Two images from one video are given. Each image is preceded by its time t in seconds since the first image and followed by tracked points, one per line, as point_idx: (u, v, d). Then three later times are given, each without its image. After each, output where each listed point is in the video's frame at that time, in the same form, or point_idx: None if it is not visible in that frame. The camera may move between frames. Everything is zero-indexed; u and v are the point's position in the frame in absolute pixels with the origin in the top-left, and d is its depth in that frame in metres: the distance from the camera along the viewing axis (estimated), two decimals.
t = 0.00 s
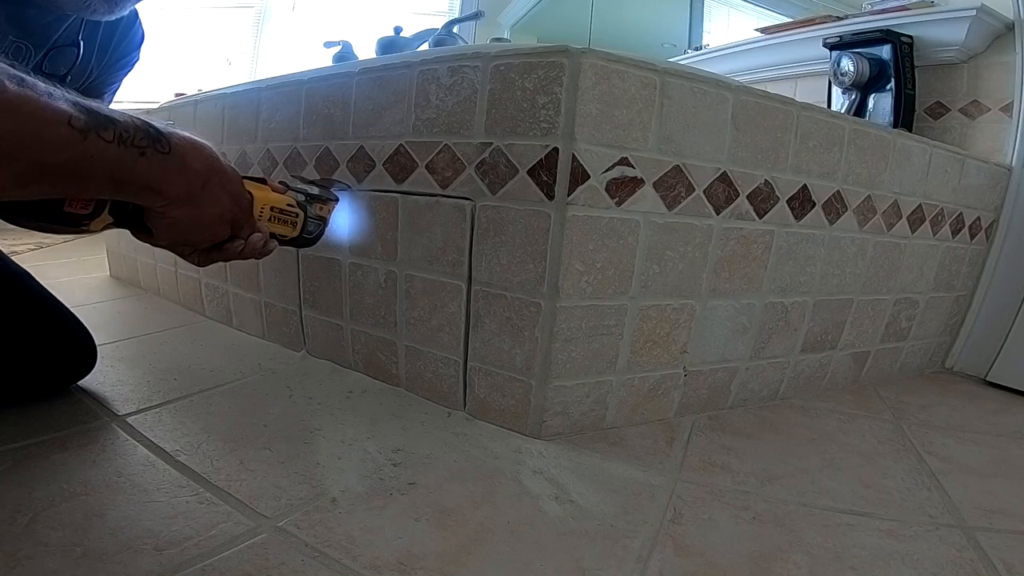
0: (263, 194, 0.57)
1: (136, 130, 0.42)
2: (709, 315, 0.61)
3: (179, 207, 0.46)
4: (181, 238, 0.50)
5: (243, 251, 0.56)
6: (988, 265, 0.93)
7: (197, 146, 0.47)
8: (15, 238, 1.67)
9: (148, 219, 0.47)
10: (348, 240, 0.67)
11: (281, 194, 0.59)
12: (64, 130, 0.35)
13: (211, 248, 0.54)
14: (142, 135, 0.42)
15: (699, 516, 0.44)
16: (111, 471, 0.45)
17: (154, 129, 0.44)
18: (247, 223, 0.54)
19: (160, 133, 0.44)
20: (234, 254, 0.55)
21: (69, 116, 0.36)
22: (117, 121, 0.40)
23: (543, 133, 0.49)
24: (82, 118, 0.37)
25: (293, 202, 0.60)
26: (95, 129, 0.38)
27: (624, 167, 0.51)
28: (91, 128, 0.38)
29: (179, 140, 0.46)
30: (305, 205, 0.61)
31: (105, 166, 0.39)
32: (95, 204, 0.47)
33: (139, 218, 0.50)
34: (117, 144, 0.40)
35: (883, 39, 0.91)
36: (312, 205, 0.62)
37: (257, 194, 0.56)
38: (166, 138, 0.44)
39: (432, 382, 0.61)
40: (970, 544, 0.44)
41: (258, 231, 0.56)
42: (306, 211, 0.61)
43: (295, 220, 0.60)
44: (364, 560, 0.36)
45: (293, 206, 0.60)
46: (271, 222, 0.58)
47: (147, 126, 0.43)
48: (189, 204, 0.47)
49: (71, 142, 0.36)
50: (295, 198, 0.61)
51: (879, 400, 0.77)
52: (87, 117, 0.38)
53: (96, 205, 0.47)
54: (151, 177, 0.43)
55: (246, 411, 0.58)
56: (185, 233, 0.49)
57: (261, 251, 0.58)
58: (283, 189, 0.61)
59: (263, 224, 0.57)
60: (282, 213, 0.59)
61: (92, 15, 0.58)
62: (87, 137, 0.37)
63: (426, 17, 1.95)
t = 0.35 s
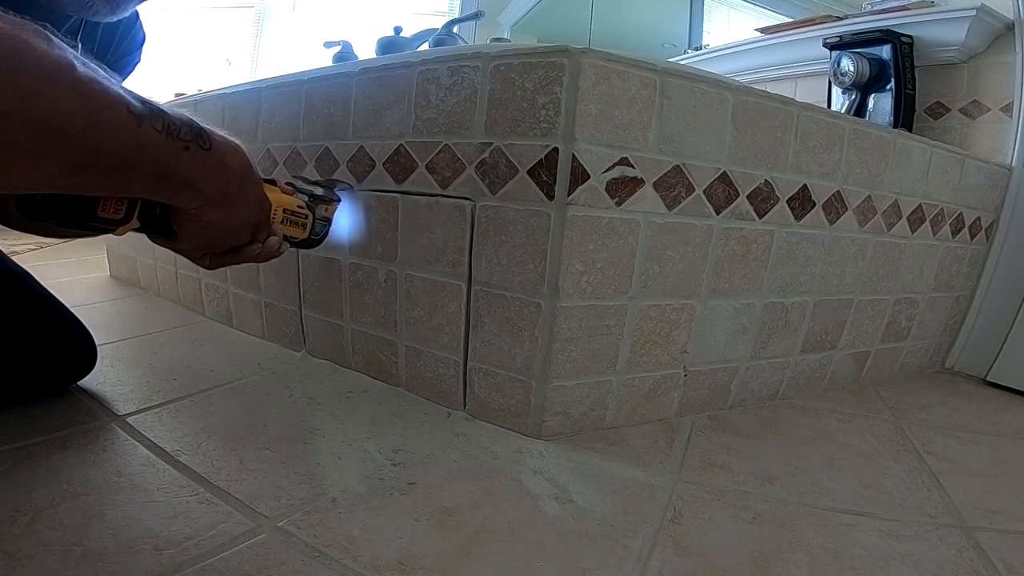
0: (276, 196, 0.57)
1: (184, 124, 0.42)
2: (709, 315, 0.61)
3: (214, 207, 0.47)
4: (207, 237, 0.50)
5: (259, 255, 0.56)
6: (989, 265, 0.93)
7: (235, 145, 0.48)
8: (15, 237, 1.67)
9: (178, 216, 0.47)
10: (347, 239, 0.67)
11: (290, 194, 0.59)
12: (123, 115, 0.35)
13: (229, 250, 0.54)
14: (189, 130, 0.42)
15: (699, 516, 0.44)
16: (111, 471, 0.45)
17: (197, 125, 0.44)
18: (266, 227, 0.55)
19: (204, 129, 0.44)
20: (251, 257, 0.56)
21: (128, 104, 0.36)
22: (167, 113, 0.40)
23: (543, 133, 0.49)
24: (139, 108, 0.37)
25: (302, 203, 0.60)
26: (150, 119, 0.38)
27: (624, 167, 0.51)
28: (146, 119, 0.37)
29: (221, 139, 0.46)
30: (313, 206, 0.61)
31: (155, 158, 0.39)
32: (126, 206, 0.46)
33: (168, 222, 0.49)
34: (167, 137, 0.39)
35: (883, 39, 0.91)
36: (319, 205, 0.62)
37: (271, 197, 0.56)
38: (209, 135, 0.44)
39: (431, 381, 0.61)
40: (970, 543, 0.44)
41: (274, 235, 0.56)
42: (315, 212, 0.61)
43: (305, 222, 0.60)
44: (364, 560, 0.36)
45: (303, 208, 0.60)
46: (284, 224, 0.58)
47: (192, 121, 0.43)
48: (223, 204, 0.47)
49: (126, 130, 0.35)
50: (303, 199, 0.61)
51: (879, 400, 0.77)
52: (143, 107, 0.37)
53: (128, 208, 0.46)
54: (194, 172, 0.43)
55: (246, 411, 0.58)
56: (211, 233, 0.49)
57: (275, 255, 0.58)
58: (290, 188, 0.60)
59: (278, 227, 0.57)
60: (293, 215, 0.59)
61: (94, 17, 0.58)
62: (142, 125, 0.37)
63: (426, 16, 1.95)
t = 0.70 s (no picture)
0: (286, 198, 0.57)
1: (223, 122, 0.42)
2: (710, 315, 0.61)
3: (241, 208, 0.47)
4: (228, 237, 0.50)
5: (272, 257, 0.57)
6: (989, 265, 0.93)
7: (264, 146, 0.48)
8: (14, 237, 1.67)
9: (203, 216, 0.47)
10: (347, 240, 0.67)
11: (298, 196, 0.59)
12: (173, 108, 0.35)
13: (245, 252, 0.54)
14: (227, 128, 0.42)
15: (699, 516, 0.44)
16: (111, 471, 0.45)
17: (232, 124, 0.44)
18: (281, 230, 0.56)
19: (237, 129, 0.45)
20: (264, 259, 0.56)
21: (178, 98, 0.36)
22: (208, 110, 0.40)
23: (543, 133, 0.49)
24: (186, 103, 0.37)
25: (310, 204, 0.60)
26: (196, 114, 0.38)
27: (624, 167, 0.51)
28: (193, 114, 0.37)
29: (252, 139, 0.46)
30: (319, 207, 0.61)
31: (198, 154, 0.39)
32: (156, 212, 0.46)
33: (193, 227, 0.49)
34: (209, 133, 0.39)
35: (883, 39, 0.91)
36: (325, 206, 0.63)
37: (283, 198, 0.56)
38: (243, 134, 0.45)
39: (431, 381, 0.61)
40: (970, 544, 0.44)
41: (288, 235, 0.57)
42: (321, 214, 0.62)
43: (313, 224, 0.60)
44: (364, 560, 0.36)
45: (312, 209, 0.60)
46: (293, 225, 0.58)
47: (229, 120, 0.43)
48: (249, 206, 0.48)
49: (176, 124, 0.35)
50: (309, 199, 0.61)
51: (880, 400, 0.77)
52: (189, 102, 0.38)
53: (157, 212, 0.46)
54: (229, 170, 0.43)
55: (246, 411, 0.58)
56: (233, 232, 0.49)
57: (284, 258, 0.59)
58: (297, 189, 0.60)
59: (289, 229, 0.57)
60: (302, 216, 0.59)
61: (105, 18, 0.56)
62: (190, 119, 0.37)
63: (426, 17, 1.96)
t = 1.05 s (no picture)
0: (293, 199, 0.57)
1: (243, 125, 0.42)
2: (709, 315, 0.61)
3: (257, 211, 0.47)
4: (242, 238, 0.50)
5: (280, 259, 0.57)
6: (989, 266, 0.93)
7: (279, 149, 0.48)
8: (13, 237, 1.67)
9: (219, 220, 0.46)
10: (348, 240, 0.67)
11: (303, 197, 0.59)
12: (197, 108, 0.35)
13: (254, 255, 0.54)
14: (247, 131, 0.42)
15: (700, 516, 0.44)
16: (111, 471, 0.45)
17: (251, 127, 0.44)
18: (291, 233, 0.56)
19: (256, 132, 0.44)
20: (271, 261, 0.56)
21: (202, 99, 0.36)
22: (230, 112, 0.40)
23: (543, 133, 0.49)
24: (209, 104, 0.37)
25: (314, 205, 0.60)
26: (219, 115, 0.38)
27: (624, 167, 0.51)
28: (215, 115, 0.37)
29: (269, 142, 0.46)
30: (323, 208, 0.62)
31: (219, 155, 0.38)
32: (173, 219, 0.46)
33: (207, 230, 0.49)
34: (231, 134, 0.39)
35: (883, 39, 0.91)
36: (328, 206, 0.63)
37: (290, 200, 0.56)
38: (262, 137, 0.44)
39: (431, 381, 0.61)
40: (970, 544, 0.44)
41: (296, 238, 0.57)
42: (325, 214, 0.62)
43: (319, 224, 0.60)
44: (364, 560, 0.36)
45: (317, 210, 0.60)
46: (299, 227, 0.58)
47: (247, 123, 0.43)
48: (265, 209, 0.47)
49: (200, 124, 0.35)
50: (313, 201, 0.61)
51: (880, 400, 0.77)
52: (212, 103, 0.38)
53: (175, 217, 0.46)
54: (247, 173, 0.43)
55: (246, 411, 0.58)
56: (247, 235, 0.49)
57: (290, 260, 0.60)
58: (301, 191, 0.60)
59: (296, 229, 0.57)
60: (308, 217, 0.59)
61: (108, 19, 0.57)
62: (213, 121, 0.37)
63: (426, 17, 1.96)
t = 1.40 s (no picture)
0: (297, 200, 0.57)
1: (263, 126, 0.42)
2: (709, 315, 0.61)
3: (273, 213, 0.47)
4: (255, 240, 0.49)
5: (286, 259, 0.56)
6: (988, 266, 0.93)
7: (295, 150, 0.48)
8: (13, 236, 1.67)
9: (234, 221, 0.46)
10: (348, 240, 0.67)
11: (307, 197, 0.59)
12: (222, 108, 0.35)
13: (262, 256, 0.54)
14: (266, 132, 0.42)
15: (700, 516, 0.44)
16: (111, 471, 0.45)
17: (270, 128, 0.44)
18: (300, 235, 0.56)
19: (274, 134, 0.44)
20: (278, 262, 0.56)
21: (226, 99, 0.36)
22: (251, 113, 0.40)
23: (543, 133, 0.49)
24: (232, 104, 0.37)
25: (318, 205, 0.60)
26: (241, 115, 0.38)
27: (624, 167, 0.51)
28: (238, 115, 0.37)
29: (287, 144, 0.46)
30: (326, 208, 0.62)
31: (240, 156, 0.38)
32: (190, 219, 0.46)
33: (220, 232, 0.49)
34: (251, 135, 0.39)
35: (883, 39, 0.91)
36: (331, 206, 0.63)
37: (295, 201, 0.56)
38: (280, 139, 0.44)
39: (431, 381, 0.61)
40: (970, 544, 0.44)
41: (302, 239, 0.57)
42: (328, 215, 0.62)
43: (323, 224, 0.61)
44: (364, 560, 0.36)
45: (320, 210, 0.60)
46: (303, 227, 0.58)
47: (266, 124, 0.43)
48: (280, 210, 0.47)
49: (223, 123, 0.35)
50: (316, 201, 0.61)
51: (879, 400, 0.77)
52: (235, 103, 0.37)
53: (191, 217, 0.46)
54: (265, 174, 0.42)
55: (246, 411, 0.58)
56: (261, 236, 0.49)
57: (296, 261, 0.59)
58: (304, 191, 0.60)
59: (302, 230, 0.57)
60: (312, 217, 0.59)
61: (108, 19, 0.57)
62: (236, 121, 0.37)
63: (426, 17, 1.96)
